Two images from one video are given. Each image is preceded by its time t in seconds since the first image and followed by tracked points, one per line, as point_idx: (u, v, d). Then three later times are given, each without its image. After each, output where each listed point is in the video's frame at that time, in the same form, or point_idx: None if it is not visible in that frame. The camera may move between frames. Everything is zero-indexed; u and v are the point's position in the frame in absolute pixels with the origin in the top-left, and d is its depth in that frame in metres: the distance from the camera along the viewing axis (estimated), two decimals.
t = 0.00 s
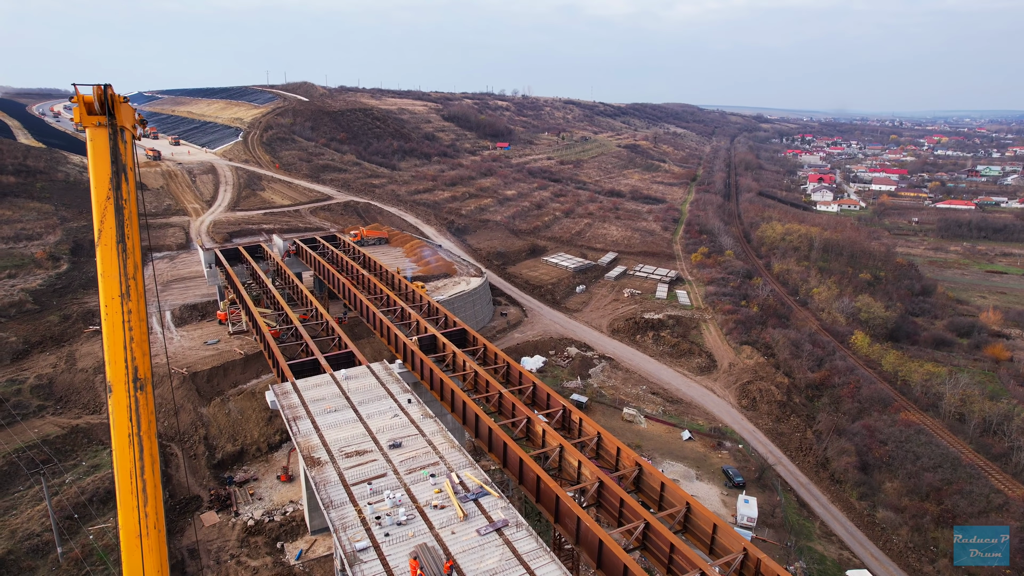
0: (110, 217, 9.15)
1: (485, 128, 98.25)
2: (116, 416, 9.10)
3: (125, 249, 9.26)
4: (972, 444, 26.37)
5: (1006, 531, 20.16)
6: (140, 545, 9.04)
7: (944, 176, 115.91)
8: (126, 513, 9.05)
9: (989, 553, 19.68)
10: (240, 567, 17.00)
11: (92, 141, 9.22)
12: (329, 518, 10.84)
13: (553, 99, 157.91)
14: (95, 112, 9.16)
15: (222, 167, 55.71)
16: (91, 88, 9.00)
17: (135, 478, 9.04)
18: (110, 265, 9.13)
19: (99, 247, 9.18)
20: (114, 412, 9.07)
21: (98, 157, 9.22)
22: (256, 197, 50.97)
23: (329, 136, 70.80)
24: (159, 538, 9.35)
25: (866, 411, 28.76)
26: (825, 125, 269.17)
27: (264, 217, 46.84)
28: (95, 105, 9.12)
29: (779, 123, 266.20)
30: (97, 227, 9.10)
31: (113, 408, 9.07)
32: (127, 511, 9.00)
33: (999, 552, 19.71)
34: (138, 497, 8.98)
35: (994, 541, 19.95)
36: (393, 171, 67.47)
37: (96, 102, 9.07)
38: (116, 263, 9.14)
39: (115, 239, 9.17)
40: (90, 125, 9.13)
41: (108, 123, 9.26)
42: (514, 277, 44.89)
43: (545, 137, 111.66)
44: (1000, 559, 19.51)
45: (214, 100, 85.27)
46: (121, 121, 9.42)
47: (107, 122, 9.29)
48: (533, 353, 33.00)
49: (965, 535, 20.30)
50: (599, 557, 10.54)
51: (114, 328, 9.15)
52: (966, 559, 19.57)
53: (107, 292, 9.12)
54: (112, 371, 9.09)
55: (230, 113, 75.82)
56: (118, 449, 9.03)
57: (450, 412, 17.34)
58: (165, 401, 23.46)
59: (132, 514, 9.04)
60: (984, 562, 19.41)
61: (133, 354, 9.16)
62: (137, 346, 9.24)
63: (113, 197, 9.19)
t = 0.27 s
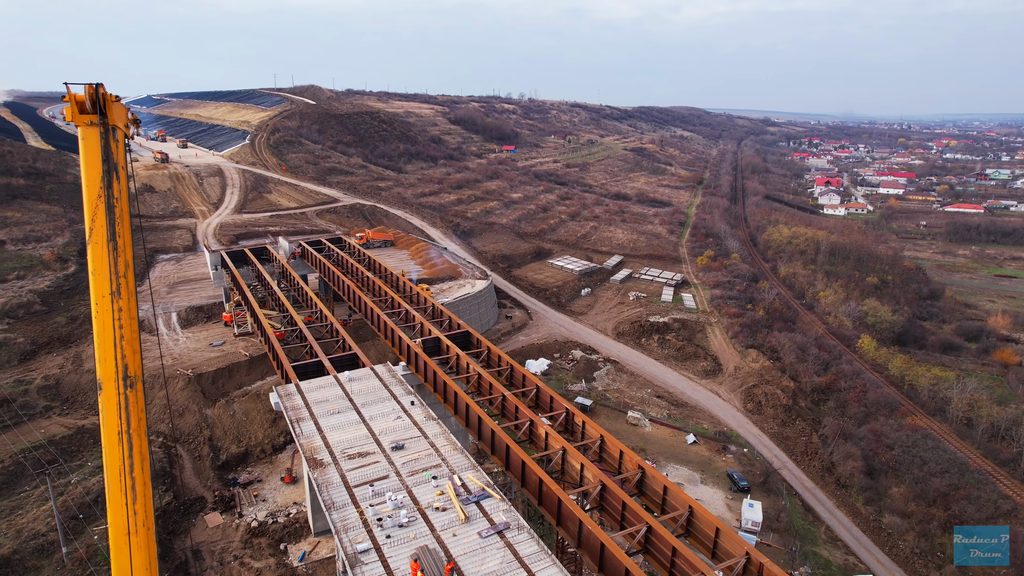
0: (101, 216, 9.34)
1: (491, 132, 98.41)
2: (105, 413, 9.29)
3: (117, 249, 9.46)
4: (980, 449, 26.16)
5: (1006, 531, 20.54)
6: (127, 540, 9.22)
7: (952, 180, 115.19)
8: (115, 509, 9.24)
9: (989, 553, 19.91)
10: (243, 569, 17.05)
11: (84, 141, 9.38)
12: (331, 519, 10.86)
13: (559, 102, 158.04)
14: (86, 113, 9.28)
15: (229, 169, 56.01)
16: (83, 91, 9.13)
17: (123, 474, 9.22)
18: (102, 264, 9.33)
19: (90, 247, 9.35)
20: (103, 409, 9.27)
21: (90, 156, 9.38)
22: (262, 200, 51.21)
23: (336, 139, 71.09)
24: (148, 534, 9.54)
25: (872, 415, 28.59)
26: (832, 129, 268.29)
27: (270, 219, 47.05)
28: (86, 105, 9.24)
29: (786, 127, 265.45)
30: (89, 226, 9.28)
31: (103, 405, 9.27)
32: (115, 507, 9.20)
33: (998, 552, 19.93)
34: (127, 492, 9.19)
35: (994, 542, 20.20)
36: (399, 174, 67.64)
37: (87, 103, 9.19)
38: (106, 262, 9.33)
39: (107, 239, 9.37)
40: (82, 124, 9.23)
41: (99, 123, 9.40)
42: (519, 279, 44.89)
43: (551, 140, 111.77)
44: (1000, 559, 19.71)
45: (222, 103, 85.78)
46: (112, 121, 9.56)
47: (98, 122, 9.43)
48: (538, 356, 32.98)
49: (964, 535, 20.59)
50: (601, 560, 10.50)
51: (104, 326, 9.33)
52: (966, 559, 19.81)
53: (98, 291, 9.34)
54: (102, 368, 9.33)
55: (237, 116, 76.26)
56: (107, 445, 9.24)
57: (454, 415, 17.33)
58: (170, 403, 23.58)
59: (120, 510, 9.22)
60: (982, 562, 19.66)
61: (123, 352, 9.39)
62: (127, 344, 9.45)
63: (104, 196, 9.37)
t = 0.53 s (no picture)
0: (93, 214, 9.06)
1: (497, 134, 98.63)
2: (95, 412, 9.08)
3: (109, 247, 9.19)
4: (988, 454, 25.94)
5: (1006, 531, 20.71)
6: (117, 539, 9.07)
7: (961, 183, 114.50)
8: (103, 509, 9.06)
9: (989, 553, 20.05)
10: (246, 570, 17.10)
11: (74, 137, 9.05)
12: (333, 521, 10.88)
13: (566, 105, 158.26)
14: (77, 109, 8.97)
15: (236, 172, 56.35)
16: (75, 86, 8.83)
17: (113, 475, 9.04)
18: (92, 262, 9.05)
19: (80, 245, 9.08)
20: (93, 408, 9.06)
21: (80, 152, 9.06)
22: (269, 202, 51.48)
23: (342, 141, 71.41)
24: (138, 535, 9.37)
25: (879, 419, 28.41)
26: (839, 132, 267.35)
27: (276, 221, 47.28)
28: (78, 103, 8.95)
29: (794, 130, 264.76)
30: (79, 224, 8.98)
31: (93, 404, 9.06)
32: (104, 508, 9.03)
33: (998, 551, 20.09)
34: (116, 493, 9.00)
35: (993, 541, 20.37)
36: (406, 176, 67.84)
37: (79, 99, 8.89)
38: (97, 261, 9.06)
39: (98, 237, 9.08)
40: (73, 122, 8.92)
41: (91, 121, 9.08)
42: (524, 282, 44.92)
43: (557, 143, 111.90)
44: (1000, 558, 19.86)
45: (230, 106, 86.35)
46: (105, 118, 9.25)
47: (90, 119, 9.11)
48: (542, 359, 32.97)
49: (964, 535, 20.74)
50: (602, 563, 10.47)
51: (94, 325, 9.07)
52: (967, 559, 19.91)
53: (87, 289, 9.05)
54: (92, 367, 9.08)
55: (245, 119, 76.73)
56: (96, 445, 9.04)
57: (457, 417, 17.34)
58: (175, 404, 23.70)
59: (109, 510, 9.05)
60: (983, 562, 19.80)
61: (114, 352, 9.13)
62: (118, 343, 9.20)
63: (96, 193, 9.09)
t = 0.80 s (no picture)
0: (83, 212, 9.10)
1: (503, 137, 98.79)
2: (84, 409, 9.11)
3: (98, 245, 9.24)
4: (996, 460, 25.73)
5: (1006, 531, 20.75)
6: (105, 536, 9.08)
7: (969, 187, 113.77)
8: (92, 506, 9.08)
9: (991, 554, 19.97)
10: (249, 571, 17.14)
11: (66, 136, 9.12)
12: (334, 522, 10.89)
13: (572, 108, 158.42)
14: (69, 108, 9.04)
15: (243, 175, 56.64)
16: (66, 85, 8.90)
17: (101, 472, 9.04)
18: (82, 260, 9.12)
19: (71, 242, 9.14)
20: (83, 405, 9.10)
21: (71, 151, 9.12)
22: (275, 205, 51.71)
23: (349, 144, 71.69)
24: (127, 532, 9.38)
25: (885, 424, 28.24)
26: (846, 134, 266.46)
27: (282, 224, 47.50)
28: (68, 101, 9.00)
29: (800, 133, 264.02)
30: (69, 222, 9.05)
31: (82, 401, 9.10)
32: (93, 505, 9.06)
33: (1000, 552, 20.02)
34: (104, 489, 9.03)
35: (995, 542, 20.36)
36: (412, 179, 68.02)
37: (70, 98, 8.95)
38: (86, 258, 9.12)
39: (88, 234, 9.14)
40: (64, 121, 8.98)
41: (82, 119, 9.14)
42: (529, 285, 44.92)
43: (564, 146, 111.98)
44: (1002, 559, 19.80)
45: (238, 108, 86.88)
46: (96, 117, 9.31)
47: (81, 118, 9.17)
48: (547, 361, 32.95)
49: (964, 535, 20.72)
50: (604, 567, 10.44)
51: (85, 322, 9.13)
52: (966, 559, 19.92)
53: (78, 287, 9.13)
54: (82, 364, 9.12)
55: (252, 122, 77.17)
56: (85, 442, 9.06)
57: (460, 419, 17.35)
58: (180, 405, 23.81)
59: (98, 508, 9.07)
60: (984, 561, 19.77)
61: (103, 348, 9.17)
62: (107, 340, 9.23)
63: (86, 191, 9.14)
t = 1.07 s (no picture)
0: (74, 210, 9.14)
1: (509, 140, 98.96)
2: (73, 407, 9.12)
3: (90, 244, 9.29)
4: (1004, 465, 25.52)
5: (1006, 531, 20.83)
6: (93, 534, 9.10)
7: (978, 190, 113.00)
8: (81, 504, 9.10)
9: (990, 553, 20.10)
10: (253, 572, 17.17)
11: (57, 135, 9.15)
12: (336, 524, 10.90)
13: (578, 111, 158.55)
14: (60, 107, 9.07)
15: (250, 177, 56.94)
16: (57, 85, 8.94)
17: (90, 470, 9.07)
18: (73, 258, 9.17)
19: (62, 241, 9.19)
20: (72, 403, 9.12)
21: (62, 150, 9.16)
22: (282, 207, 51.94)
23: (355, 147, 71.97)
24: (116, 530, 9.41)
25: (892, 428, 28.06)
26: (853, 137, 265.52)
27: (289, 226, 47.71)
28: (60, 100, 9.03)
29: (807, 136, 263.24)
30: (61, 220, 9.10)
31: (72, 399, 9.11)
32: (81, 503, 9.08)
33: (999, 552, 20.14)
34: (93, 487, 9.08)
35: (993, 541, 20.47)
36: (418, 182, 68.20)
37: (61, 97, 8.99)
38: (77, 257, 9.17)
39: (78, 233, 9.19)
40: (56, 120, 9.01)
41: (73, 119, 9.17)
42: (535, 287, 44.92)
43: (570, 149, 112.03)
44: (1001, 559, 19.90)
45: (245, 111, 87.39)
46: (88, 116, 9.35)
47: (73, 117, 9.21)
48: (552, 364, 32.92)
49: (964, 535, 20.84)
50: (606, 570, 10.42)
51: (75, 320, 9.18)
52: (966, 559, 20.00)
53: (69, 285, 9.17)
54: (72, 362, 9.16)
55: (259, 125, 77.60)
56: (74, 440, 9.08)
57: (463, 422, 17.34)
58: (185, 406, 23.91)
59: (86, 506, 9.10)
60: (984, 562, 19.85)
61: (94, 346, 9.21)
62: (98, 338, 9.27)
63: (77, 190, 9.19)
